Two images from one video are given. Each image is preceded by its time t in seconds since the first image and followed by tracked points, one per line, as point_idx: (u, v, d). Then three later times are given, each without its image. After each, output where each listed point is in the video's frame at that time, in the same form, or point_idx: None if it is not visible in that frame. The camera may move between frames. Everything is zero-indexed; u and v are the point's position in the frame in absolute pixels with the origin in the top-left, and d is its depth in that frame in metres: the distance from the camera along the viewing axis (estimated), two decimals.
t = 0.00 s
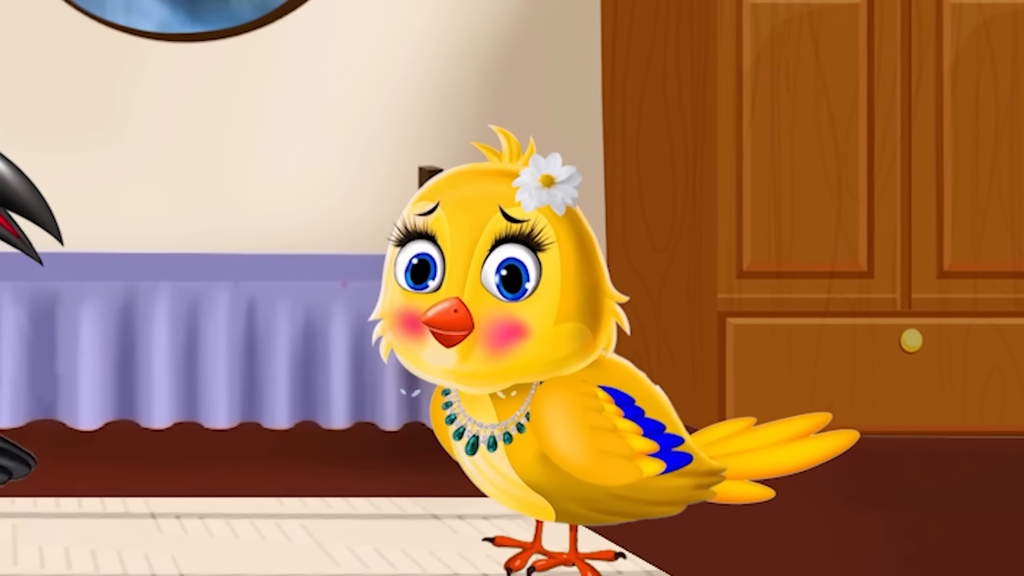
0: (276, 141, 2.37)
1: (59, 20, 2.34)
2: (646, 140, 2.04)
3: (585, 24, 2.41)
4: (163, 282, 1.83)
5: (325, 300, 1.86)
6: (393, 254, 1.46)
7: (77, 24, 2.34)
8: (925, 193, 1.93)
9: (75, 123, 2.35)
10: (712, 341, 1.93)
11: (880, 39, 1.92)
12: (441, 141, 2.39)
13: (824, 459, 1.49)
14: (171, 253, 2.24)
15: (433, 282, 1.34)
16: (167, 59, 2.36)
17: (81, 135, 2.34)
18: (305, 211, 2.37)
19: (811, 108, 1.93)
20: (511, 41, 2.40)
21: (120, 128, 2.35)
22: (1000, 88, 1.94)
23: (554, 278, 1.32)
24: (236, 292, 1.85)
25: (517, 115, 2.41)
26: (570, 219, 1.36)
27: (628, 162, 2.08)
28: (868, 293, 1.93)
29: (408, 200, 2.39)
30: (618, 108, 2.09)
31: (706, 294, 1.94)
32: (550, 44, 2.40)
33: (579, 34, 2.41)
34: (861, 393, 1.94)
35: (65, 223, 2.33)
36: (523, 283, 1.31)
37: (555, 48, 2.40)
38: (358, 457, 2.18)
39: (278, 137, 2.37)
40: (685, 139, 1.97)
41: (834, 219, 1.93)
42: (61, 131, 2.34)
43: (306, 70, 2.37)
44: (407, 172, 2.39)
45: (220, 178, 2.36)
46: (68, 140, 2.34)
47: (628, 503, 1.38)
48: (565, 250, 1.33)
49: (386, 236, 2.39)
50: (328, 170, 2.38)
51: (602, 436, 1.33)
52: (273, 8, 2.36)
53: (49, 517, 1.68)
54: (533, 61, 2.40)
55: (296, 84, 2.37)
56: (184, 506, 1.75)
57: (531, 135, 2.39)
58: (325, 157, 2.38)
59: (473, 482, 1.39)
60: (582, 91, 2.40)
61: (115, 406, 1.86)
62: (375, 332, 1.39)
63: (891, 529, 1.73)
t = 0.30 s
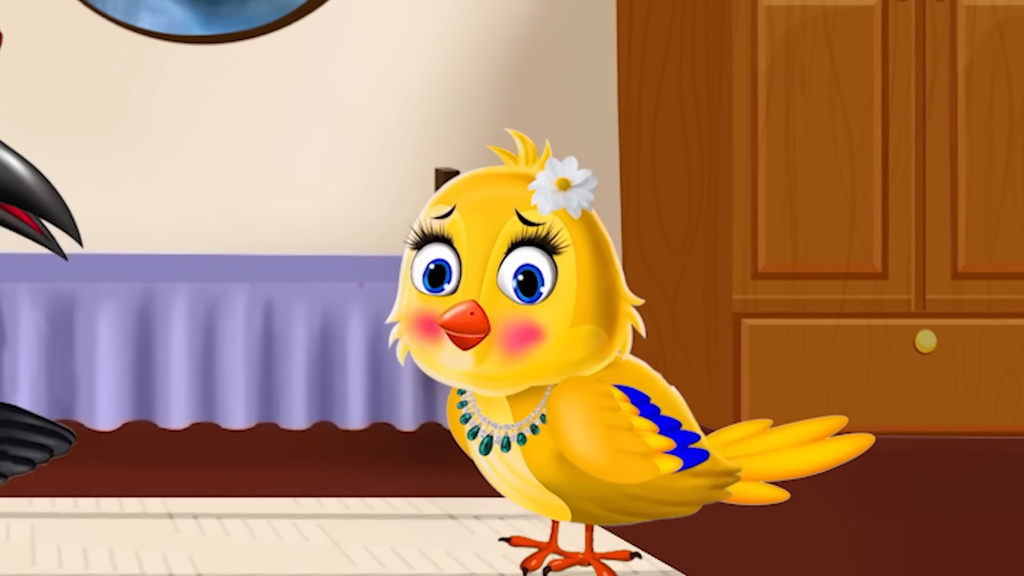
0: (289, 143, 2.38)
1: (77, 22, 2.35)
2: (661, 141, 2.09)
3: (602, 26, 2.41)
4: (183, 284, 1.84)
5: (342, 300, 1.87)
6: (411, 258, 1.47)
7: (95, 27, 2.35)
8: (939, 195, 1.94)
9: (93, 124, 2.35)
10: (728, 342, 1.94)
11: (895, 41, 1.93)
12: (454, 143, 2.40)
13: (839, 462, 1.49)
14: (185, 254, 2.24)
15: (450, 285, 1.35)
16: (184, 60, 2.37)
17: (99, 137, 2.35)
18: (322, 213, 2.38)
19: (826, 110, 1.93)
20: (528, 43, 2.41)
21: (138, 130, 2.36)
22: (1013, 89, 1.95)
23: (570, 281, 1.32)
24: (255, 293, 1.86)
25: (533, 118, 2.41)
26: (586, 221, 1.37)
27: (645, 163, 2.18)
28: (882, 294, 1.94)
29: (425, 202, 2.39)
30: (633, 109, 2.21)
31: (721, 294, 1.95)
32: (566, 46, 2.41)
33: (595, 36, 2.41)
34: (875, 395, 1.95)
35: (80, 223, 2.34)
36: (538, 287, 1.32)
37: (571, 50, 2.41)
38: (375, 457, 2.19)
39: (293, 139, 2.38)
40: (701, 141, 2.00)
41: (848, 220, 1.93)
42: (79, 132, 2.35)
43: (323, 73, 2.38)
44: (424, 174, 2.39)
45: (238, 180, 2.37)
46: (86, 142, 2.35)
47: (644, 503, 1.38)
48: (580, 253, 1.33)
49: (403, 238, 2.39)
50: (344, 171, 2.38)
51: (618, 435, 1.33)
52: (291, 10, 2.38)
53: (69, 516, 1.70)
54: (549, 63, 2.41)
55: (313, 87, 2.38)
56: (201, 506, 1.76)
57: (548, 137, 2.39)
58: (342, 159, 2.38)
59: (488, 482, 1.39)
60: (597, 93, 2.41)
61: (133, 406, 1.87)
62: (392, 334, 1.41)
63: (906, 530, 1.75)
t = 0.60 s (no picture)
0: (301, 143, 2.39)
1: (95, 24, 2.36)
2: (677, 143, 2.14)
3: (617, 27, 2.42)
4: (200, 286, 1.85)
5: (359, 301, 1.88)
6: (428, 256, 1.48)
7: (113, 29, 2.36)
8: (953, 198, 1.95)
9: (110, 125, 2.36)
10: (744, 343, 1.95)
11: (911, 42, 1.94)
12: (468, 144, 2.41)
13: (852, 457, 1.49)
14: (202, 255, 2.25)
15: (467, 281, 1.36)
16: (201, 62, 2.38)
17: (117, 139, 2.36)
18: (338, 214, 2.38)
19: (841, 111, 1.94)
20: (544, 46, 2.42)
21: (155, 131, 2.37)
22: None
23: (586, 278, 1.33)
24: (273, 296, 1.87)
25: (550, 119, 2.42)
26: (602, 219, 1.38)
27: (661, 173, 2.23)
28: (897, 296, 1.94)
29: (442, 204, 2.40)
30: (649, 110, 2.24)
31: (736, 295, 1.96)
32: (581, 48, 2.42)
33: (610, 38, 2.42)
34: (890, 396, 1.96)
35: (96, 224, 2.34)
36: (556, 281, 1.33)
37: (588, 52, 2.42)
38: (391, 458, 2.20)
39: (309, 140, 2.39)
40: (716, 142, 2.02)
41: (863, 222, 1.94)
42: (96, 134, 2.36)
43: (340, 75, 2.39)
44: (440, 175, 2.40)
45: (254, 180, 2.37)
46: (103, 143, 2.36)
47: (660, 503, 1.38)
48: (596, 253, 1.34)
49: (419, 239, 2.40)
50: (360, 173, 2.39)
51: (632, 439, 1.33)
52: (310, 12, 2.38)
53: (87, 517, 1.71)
54: (565, 64, 2.42)
55: (330, 90, 2.39)
56: (218, 507, 1.78)
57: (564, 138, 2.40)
58: (359, 160, 2.39)
59: (505, 482, 1.40)
60: (612, 95, 2.42)
61: (152, 406, 1.88)
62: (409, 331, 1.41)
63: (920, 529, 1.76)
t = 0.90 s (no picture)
0: (315, 144, 2.39)
1: (113, 26, 2.37)
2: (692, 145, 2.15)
3: (633, 29, 2.43)
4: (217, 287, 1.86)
5: (376, 302, 1.89)
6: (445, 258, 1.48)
7: (132, 30, 2.37)
8: (967, 200, 1.95)
9: (128, 126, 2.37)
10: (759, 344, 1.95)
11: (925, 44, 1.95)
12: (482, 145, 2.41)
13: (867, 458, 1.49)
14: (218, 256, 2.26)
15: (483, 283, 1.36)
16: (218, 63, 2.38)
17: (134, 140, 2.37)
18: (356, 215, 2.39)
19: (856, 113, 1.95)
20: (560, 47, 2.43)
21: (173, 133, 2.37)
22: None
23: (602, 280, 1.33)
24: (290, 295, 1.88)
25: (565, 120, 2.43)
26: (617, 221, 1.38)
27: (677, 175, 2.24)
28: (911, 296, 1.95)
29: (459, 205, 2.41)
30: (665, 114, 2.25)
31: (752, 296, 1.96)
32: (597, 49, 2.43)
33: (626, 39, 2.43)
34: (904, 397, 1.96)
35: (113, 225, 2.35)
36: (571, 284, 1.33)
37: (605, 52, 2.43)
38: (408, 457, 2.21)
39: (325, 141, 2.40)
40: (732, 145, 2.01)
41: (878, 223, 1.95)
42: (115, 135, 2.37)
43: (356, 77, 2.40)
44: (456, 177, 2.41)
45: (271, 181, 2.38)
46: (120, 145, 2.37)
47: (675, 503, 1.38)
48: (611, 256, 1.34)
49: (436, 240, 2.40)
50: (378, 173, 2.40)
51: (648, 438, 1.33)
52: (326, 14, 2.39)
53: (106, 516, 1.72)
54: (581, 65, 2.43)
55: (347, 92, 2.40)
56: (236, 507, 1.78)
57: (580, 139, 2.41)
58: (377, 161, 2.40)
59: (521, 482, 1.40)
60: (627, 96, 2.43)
61: (170, 406, 1.88)
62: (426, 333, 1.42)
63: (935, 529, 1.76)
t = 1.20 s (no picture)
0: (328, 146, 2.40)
1: (130, 28, 2.38)
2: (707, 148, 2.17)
3: (649, 30, 2.44)
4: (235, 289, 1.87)
5: (393, 303, 1.89)
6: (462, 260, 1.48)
7: (150, 32, 2.38)
8: (982, 203, 1.96)
9: (145, 129, 2.38)
10: (774, 346, 1.96)
11: (941, 47, 1.95)
12: (496, 147, 2.42)
13: (884, 463, 1.48)
14: (233, 257, 2.27)
15: (500, 289, 1.36)
16: (236, 65, 2.39)
17: (150, 142, 2.38)
18: (373, 216, 2.41)
19: (871, 115, 1.96)
20: (575, 49, 2.44)
21: (191, 135, 2.38)
22: None
23: (618, 284, 1.33)
24: (307, 297, 1.89)
25: (581, 122, 2.44)
26: (633, 226, 1.38)
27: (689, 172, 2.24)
28: (926, 297, 1.96)
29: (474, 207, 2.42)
30: (681, 114, 2.26)
31: (767, 298, 1.97)
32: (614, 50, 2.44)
33: (641, 41, 2.44)
34: (919, 398, 1.97)
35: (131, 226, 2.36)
36: (587, 291, 1.32)
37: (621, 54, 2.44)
38: (426, 458, 2.22)
39: (341, 143, 2.41)
40: (746, 145, 2.02)
41: (892, 225, 1.96)
42: (132, 136, 2.37)
43: (373, 79, 2.41)
44: (472, 179, 2.42)
45: (289, 183, 2.39)
46: (137, 147, 2.37)
47: (691, 503, 1.38)
48: (627, 259, 1.34)
49: (451, 242, 2.41)
50: (395, 176, 2.41)
51: (666, 436, 1.34)
52: (344, 17, 2.40)
53: (123, 516, 1.73)
54: (597, 67, 2.44)
55: (363, 94, 2.41)
56: (254, 507, 1.79)
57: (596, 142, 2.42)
58: (393, 163, 2.41)
59: (537, 482, 1.40)
60: (643, 98, 2.44)
61: (188, 408, 1.89)
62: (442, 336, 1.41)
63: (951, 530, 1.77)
